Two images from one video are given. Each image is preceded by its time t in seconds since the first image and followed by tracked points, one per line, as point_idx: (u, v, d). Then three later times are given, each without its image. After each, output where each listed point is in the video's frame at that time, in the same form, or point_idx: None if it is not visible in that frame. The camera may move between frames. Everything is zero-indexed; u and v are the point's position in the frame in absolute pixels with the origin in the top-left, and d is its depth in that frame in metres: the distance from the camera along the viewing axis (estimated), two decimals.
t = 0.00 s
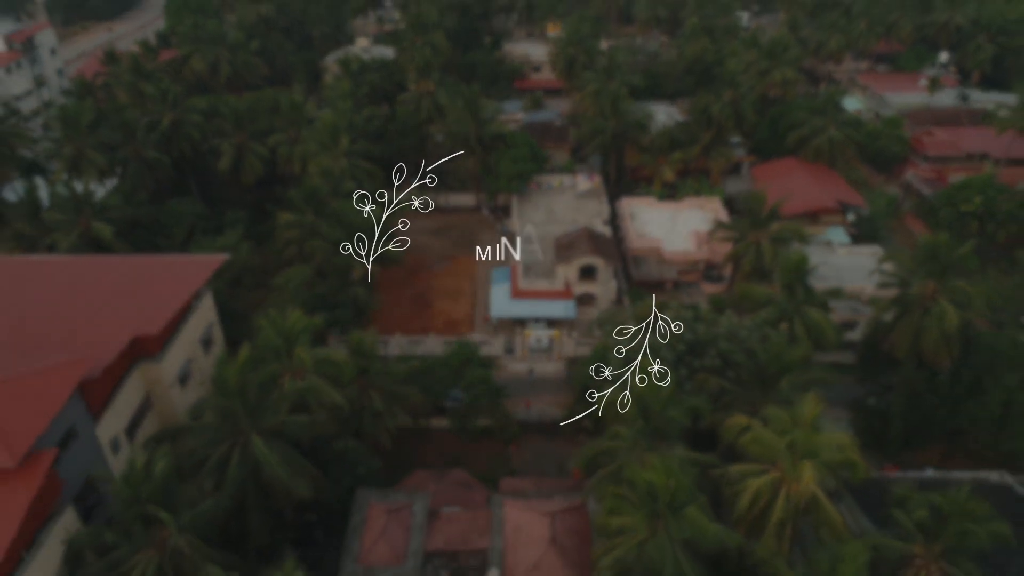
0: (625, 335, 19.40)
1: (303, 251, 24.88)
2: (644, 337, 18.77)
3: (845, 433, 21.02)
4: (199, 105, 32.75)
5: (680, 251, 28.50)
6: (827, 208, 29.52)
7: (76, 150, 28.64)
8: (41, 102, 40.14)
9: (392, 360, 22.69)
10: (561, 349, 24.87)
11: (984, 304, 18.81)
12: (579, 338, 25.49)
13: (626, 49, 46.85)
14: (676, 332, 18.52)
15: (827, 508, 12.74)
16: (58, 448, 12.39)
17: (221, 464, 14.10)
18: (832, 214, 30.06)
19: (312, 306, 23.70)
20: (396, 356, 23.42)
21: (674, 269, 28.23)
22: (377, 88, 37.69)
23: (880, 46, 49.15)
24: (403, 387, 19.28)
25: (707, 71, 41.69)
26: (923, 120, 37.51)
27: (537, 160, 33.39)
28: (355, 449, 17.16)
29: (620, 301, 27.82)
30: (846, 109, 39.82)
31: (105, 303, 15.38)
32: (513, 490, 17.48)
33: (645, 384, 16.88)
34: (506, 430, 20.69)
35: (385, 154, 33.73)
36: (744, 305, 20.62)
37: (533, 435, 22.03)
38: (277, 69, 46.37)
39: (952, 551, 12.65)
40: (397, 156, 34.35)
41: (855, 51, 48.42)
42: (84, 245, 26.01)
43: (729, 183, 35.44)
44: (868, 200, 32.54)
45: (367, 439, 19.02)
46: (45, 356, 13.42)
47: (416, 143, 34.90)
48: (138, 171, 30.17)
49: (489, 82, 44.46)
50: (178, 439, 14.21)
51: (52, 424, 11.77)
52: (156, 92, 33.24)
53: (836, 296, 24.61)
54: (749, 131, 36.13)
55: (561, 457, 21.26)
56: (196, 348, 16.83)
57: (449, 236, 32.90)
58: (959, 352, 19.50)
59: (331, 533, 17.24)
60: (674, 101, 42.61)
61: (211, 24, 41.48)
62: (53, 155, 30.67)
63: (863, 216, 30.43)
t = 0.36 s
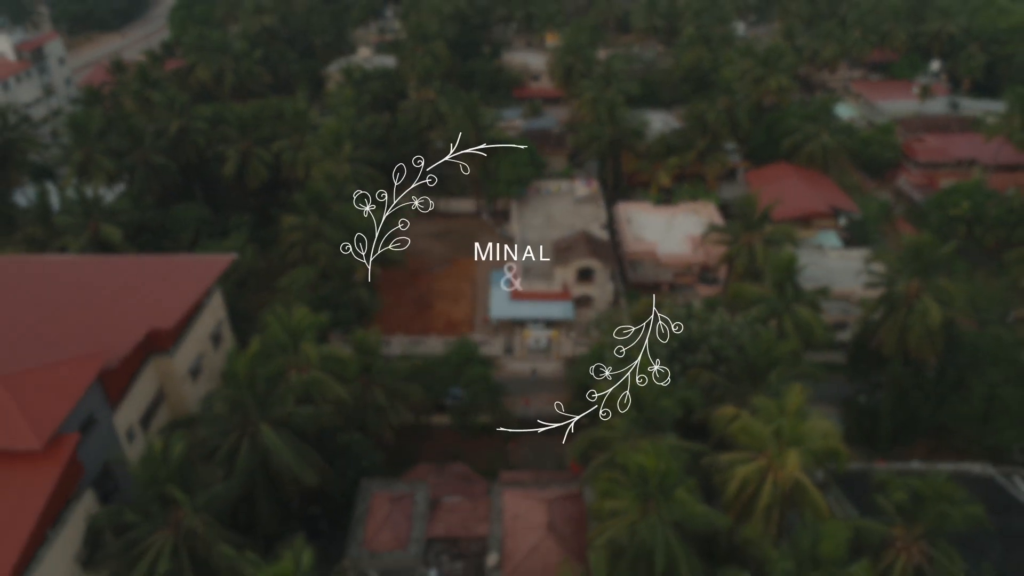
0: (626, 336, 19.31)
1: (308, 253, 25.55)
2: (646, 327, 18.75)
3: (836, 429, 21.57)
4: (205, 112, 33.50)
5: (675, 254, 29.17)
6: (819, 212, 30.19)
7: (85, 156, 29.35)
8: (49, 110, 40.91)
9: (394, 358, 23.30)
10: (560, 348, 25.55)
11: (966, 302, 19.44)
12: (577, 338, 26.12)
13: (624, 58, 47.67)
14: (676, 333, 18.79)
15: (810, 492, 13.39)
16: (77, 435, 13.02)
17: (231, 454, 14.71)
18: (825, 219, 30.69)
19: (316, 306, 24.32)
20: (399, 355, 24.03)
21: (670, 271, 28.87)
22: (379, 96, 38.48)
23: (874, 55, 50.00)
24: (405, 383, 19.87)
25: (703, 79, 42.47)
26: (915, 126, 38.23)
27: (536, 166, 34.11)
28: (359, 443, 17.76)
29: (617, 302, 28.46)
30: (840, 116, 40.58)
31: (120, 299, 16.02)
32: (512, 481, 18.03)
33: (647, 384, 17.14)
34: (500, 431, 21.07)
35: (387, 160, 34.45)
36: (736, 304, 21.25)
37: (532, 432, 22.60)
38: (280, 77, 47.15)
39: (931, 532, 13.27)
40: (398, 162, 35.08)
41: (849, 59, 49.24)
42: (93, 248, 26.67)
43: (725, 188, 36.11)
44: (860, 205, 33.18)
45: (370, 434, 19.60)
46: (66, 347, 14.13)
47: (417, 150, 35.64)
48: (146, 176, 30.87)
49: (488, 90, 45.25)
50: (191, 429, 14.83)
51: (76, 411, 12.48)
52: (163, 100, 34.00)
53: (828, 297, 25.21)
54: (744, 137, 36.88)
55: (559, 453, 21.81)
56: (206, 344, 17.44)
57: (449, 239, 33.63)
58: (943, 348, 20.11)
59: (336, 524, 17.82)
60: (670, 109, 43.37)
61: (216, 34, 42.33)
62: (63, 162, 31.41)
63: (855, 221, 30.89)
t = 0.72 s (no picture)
0: (626, 335, 19.03)
1: (313, 257, 26.30)
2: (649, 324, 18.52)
3: (826, 426, 22.21)
4: (212, 121, 34.39)
5: (670, 259, 29.83)
6: (810, 218, 30.95)
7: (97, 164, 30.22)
8: (58, 119, 41.78)
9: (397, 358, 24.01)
10: (558, 349, 26.30)
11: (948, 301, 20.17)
12: (574, 339, 26.83)
13: (621, 69, 48.65)
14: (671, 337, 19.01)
15: (795, 479, 14.05)
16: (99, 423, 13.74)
17: (242, 444, 15.39)
18: (817, 224, 31.42)
19: (321, 308, 25.06)
20: (401, 355, 24.75)
21: (665, 275, 29.64)
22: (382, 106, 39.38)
23: (866, 66, 50.95)
24: (407, 380, 20.50)
25: (698, 89, 43.40)
26: (905, 135, 39.05)
27: (535, 174, 34.97)
28: (363, 437, 18.47)
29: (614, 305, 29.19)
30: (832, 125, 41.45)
31: (137, 296, 16.77)
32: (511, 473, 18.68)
33: (646, 385, 16.89)
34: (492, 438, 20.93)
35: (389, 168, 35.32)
36: (728, 305, 21.96)
37: (529, 429, 23.23)
38: (284, 87, 48.00)
39: (911, 516, 13.92)
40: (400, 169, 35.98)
41: (842, 70, 50.22)
42: (104, 251, 27.43)
43: (720, 196, 36.97)
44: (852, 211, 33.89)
45: (373, 429, 20.27)
46: (88, 340, 14.85)
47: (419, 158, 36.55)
48: (154, 183, 31.67)
49: (488, 100, 46.19)
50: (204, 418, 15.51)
51: (99, 398, 13.18)
52: (172, 109, 34.91)
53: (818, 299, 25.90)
54: (737, 146, 37.77)
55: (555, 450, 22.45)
56: (217, 341, 18.16)
57: (450, 244, 34.47)
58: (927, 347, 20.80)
59: (341, 516, 18.49)
60: (666, 119, 44.28)
61: (223, 46, 43.35)
62: (73, 169, 32.21)
63: (846, 226, 31.70)
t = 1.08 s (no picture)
0: (626, 334, 20.06)
1: (320, 262, 27.43)
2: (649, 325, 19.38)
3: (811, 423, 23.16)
4: (222, 133, 35.64)
5: (666, 268, 30.97)
6: (799, 225, 32.07)
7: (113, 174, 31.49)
8: (71, 132, 43.05)
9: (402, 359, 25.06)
10: (555, 351, 27.31)
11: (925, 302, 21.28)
12: (571, 341, 27.89)
13: (617, 83, 50.03)
14: (675, 335, 20.14)
15: (774, 462, 15.09)
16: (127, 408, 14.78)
17: (258, 432, 16.42)
18: (805, 232, 32.53)
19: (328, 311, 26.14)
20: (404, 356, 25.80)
21: (660, 280, 30.71)
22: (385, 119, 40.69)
23: (857, 80, 52.34)
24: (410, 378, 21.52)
25: (692, 103, 44.75)
26: (892, 147, 40.30)
27: (533, 184, 36.26)
28: (369, 430, 19.47)
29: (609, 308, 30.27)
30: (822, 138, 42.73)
31: (159, 294, 17.87)
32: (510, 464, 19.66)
33: (646, 384, 18.08)
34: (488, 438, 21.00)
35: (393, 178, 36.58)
36: (716, 306, 23.04)
37: (528, 427, 24.22)
38: (290, 101, 49.36)
39: (882, 497, 14.93)
40: (404, 180, 37.24)
41: (833, 84, 51.60)
42: (119, 257, 28.53)
43: (713, 205, 38.17)
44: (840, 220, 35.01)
45: (378, 424, 21.26)
46: (115, 334, 15.92)
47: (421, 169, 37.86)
48: (167, 193, 32.84)
49: (488, 113, 47.52)
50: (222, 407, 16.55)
51: (129, 386, 14.25)
52: (183, 122, 36.16)
53: (804, 302, 26.99)
54: (730, 157, 38.99)
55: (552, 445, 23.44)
56: (233, 338, 19.22)
57: (452, 251, 35.65)
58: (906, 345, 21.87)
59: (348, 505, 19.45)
60: (661, 131, 45.57)
61: (231, 61, 44.75)
62: (88, 180, 33.36)
63: (833, 233, 32.80)
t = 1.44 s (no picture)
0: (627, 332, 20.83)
1: (332, 272, 29.55)
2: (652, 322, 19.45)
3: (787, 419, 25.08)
4: (238, 154, 38.02)
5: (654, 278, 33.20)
6: (779, 239, 34.23)
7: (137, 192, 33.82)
8: (93, 153, 45.50)
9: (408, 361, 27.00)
10: (550, 355, 29.58)
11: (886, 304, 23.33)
12: (565, 346, 30.08)
13: (611, 108, 52.64)
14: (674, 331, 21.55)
15: (743, 440, 16.94)
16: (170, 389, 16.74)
17: (282, 415, 18.34)
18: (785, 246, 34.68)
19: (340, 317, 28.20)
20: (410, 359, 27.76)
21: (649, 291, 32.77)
22: (391, 141, 43.12)
23: (839, 105, 54.93)
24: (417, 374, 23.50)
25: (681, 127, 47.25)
26: (870, 168, 42.58)
27: (530, 204, 39.02)
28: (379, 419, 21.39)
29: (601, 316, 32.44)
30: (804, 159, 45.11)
31: (193, 295, 19.92)
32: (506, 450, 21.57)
33: (645, 384, 20.10)
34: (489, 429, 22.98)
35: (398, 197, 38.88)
36: (697, 310, 25.09)
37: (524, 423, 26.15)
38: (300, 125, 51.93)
39: (838, 468, 16.84)
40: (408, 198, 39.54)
41: (817, 109, 54.17)
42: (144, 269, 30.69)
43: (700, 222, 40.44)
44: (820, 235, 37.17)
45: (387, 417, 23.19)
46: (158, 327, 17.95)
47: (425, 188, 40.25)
48: (187, 209, 35.11)
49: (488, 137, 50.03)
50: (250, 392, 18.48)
51: (176, 369, 16.28)
52: (201, 144, 38.57)
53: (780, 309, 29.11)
54: (716, 177, 41.32)
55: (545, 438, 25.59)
56: (257, 335, 21.21)
57: (453, 264, 37.77)
58: (870, 343, 23.99)
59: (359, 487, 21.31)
60: (652, 153, 48.02)
61: (245, 87, 47.37)
62: (113, 196, 35.71)
63: (813, 247, 34.85)
